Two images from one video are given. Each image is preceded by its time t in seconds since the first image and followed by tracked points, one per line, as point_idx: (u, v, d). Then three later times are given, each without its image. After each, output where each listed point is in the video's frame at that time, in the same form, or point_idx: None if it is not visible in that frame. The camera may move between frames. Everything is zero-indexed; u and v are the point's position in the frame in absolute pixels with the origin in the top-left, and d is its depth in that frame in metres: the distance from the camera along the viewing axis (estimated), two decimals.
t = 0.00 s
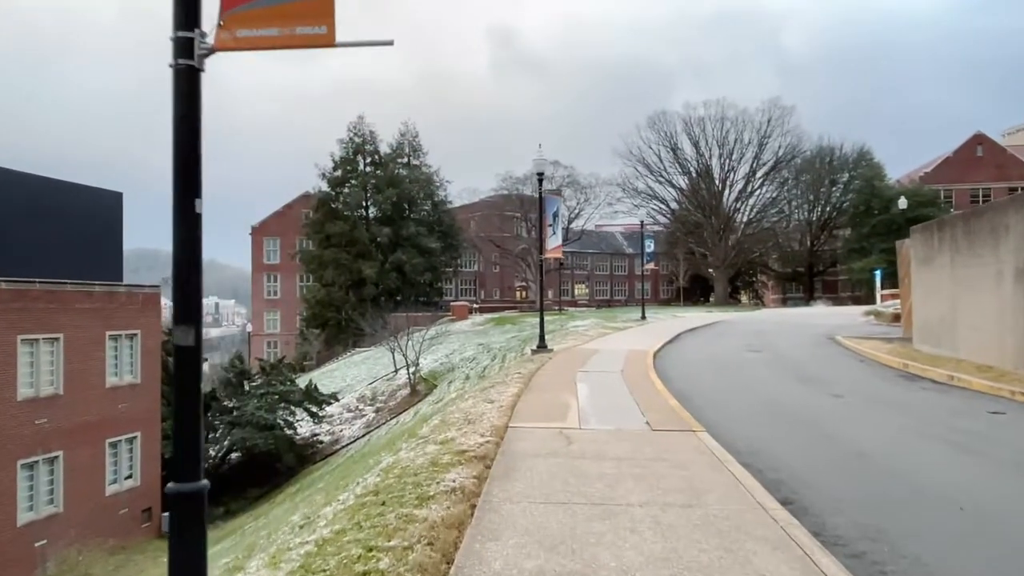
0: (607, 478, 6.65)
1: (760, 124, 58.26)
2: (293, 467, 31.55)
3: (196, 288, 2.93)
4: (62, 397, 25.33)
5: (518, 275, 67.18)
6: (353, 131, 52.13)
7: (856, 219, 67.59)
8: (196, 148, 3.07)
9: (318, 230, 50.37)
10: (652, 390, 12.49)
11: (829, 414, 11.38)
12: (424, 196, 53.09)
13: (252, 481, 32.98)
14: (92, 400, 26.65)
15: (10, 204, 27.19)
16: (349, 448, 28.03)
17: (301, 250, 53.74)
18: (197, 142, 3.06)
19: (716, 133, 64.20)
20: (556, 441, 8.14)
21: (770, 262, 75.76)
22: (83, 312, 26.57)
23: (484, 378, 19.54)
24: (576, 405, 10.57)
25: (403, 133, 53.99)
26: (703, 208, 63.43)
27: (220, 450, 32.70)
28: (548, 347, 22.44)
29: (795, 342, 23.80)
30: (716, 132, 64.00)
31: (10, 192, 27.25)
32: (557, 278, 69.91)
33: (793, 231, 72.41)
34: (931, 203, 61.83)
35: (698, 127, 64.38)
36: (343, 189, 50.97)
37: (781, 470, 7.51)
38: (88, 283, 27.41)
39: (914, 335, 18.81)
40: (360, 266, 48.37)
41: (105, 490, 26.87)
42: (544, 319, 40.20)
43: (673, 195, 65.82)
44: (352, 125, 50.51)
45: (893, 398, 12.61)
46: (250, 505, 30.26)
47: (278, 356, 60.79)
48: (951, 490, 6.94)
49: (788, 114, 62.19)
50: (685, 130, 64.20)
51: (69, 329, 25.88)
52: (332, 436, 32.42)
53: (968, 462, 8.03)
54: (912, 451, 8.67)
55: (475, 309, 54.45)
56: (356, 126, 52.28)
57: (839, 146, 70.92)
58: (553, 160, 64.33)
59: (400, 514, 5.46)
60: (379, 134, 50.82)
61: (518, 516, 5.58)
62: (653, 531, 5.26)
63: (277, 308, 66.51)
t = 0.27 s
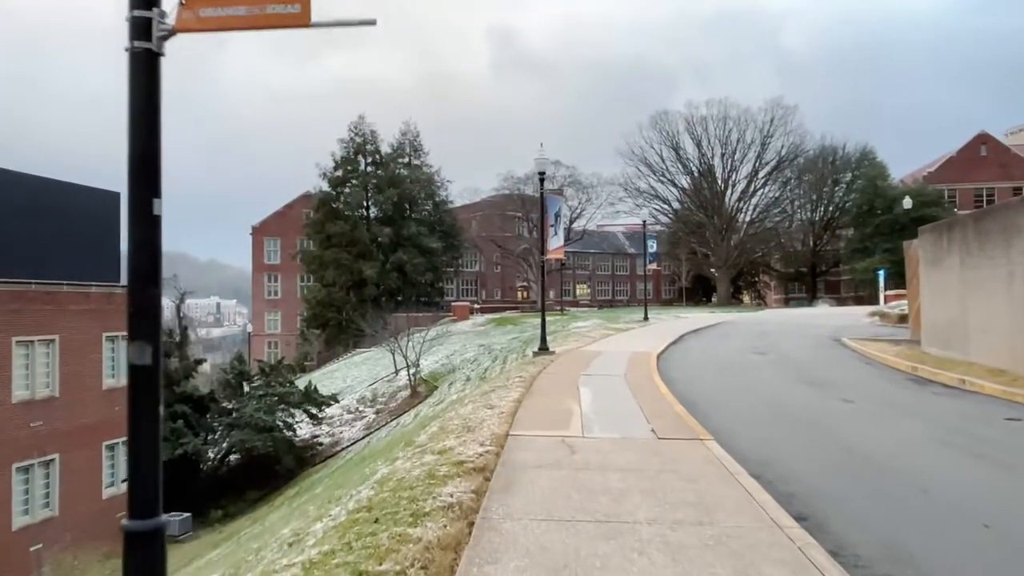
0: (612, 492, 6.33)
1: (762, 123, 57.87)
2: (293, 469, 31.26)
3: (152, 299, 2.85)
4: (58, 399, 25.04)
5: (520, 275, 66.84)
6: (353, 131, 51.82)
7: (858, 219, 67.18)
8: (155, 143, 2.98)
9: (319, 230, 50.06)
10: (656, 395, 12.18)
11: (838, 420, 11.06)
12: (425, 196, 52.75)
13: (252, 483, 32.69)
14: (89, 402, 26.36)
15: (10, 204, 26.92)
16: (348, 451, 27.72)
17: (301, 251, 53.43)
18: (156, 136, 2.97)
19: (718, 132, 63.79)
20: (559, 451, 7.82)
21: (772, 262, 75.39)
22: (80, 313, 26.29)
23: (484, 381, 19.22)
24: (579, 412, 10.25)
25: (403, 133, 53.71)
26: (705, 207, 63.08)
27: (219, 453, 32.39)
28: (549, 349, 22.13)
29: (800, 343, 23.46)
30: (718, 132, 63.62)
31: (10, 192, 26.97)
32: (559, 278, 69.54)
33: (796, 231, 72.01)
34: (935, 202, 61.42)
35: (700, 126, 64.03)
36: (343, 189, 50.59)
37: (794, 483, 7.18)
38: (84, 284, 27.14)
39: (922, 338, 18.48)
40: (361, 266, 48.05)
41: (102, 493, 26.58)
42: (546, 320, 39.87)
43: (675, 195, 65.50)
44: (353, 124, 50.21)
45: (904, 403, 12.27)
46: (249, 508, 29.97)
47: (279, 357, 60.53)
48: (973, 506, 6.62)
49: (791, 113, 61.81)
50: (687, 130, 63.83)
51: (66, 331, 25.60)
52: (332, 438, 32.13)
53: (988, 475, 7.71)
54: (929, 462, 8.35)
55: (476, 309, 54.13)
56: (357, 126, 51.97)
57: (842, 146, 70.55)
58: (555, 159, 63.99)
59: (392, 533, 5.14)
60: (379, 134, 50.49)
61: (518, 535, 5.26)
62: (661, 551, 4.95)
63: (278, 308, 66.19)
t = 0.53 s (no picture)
0: (622, 499, 5.96)
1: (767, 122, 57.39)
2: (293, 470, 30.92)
3: (97, 286, 2.51)
4: (56, 399, 24.70)
5: (522, 274, 66.45)
6: (355, 129, 51.49)
7: (863, 217, 66.69)
8: (106, 111, 2.65)
9: (321, 229, 49.73)
10: (663, 396, 11.80)
11: (852, 421, 10.67)
12: (427, 194, 52.38)
13: (252, 483, 32.35)
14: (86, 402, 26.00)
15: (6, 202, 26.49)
16: (349, 451, 27.37)
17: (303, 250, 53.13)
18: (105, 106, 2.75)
19: (722, 131, 63.32)
20: (565, 455, 7.45)
21: (775, 261, 74.96)
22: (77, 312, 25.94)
23: (486, 381, 18.85)
24: (584, 413, 9.88)
25: (405, 131, 53.34)
26: (708, 206, 62.66)
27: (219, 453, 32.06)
28: (552, 348, 21.76)
29: (807, 342, 23.08)
30: (723, 130, 63.16)
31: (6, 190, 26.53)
32: (562, 276, 69.28)
33: (799, 229, 71.62)
34: (941, 201, 60.92)
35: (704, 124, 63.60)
36: (344, 188, 50.17)
37: (814, 491, 6.80)
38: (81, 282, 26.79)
39: (934, 337, 18.08)
40: (363, 265, 47.70)
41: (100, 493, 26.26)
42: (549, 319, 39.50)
43: (678, 194, 65.13)
44: (354, 122, 49.85)
45: (919, 403, 11.89)
46: (249, 508, 29.63)
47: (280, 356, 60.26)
48: (1005, 514, 6.24)
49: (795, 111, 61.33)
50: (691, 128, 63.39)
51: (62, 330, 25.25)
52: (332, 438, 31.79)
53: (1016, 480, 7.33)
54: (951, 466, 7.97)
55: (479, 308, 53.80)
56: (359, 124, 51.63)
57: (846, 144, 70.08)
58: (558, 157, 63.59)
59: (387, 546, 4.79)
60: (381, 132, 50.12)
61: (524, 548, 4.89)
62: (679, 567, 4.58)
63: (279, 307, 65.87)
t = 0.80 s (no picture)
0: (632, 516, 5.59)
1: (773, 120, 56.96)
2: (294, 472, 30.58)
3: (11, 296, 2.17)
4: (53, 401, 24.40)
5: (526, 273, 66.04)
6: (358, 128, 51.16)
7: (868, 216, 66.15)
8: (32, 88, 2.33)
9: (323, 228, 49.41)
10: (671, 400, 11.43)
11: (867, 427, 10.31)
12: (430, 193, 52.02)
13: (252, 485, 32.01)
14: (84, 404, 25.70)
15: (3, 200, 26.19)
16: (350, 453, 27.02)
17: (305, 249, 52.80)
18: (32, 77, 2.34)
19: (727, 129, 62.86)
20: (572, 467, 7.08)
21: (780, 260, 74.51)
22: (75, 312, 25.65)
23: (489, 383, 18.46)
24: (590, 419, 9.51)
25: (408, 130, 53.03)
26: (713, 205, 62.22)
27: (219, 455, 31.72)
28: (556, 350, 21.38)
29: (815, 343, 22.68)
30: (727, 128, 62.70)
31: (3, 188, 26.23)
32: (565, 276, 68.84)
33: (805, 228, 71.06)
34: (948, 199, 60.37)
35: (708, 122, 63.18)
36: (347, 187, 49.80)
37: (836, 505, 6.44)
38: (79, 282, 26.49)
39: (946, 339, 17.69)
40: (365, 264, 47.38)
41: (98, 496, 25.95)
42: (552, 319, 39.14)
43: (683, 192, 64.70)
44: (357, 121, 49.54)
45: (936, 409, 11.52)
46: (249, 511, 29.30)
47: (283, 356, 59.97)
48: None
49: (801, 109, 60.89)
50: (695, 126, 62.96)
51: (60, 330, 24.95)
52: (334, 439, 31.45)
53: None
54: (976, 477, 7.60)
55: (481, 308, 53.40)
56: (361, 123, 51.30)
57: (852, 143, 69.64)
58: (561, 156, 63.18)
59: (381, 571, 4.44)
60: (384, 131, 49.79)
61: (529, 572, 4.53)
62: None
63: (282, 307, 65.55)
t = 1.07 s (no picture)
0: (642, 527, 5.23)
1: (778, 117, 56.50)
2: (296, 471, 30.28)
3: None
4: (51, 399, 24.12)
5: (530, 271, 65.65)
6: (361, 125, 50.82)
7: (874, 213, 65.68)
8: None
9: (326, 226, 49.08)
10: (680, 401, 11.07)
11: (884, 428, 9.93)
12: (433, 191, 51.68)
13: (254, 485, 31.71)
14: (83, 403, 25.43)
15: None
16: (352, 452, 26.71)
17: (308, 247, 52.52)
18: None
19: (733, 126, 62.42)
20: (578, 472, 6.73)
21: (785, 258, 74.05)
22: (73, 310, 25.38)
23: (493, 382, 18.10)
24: (596, 422, 9.15)
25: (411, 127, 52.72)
26: (718, 202, 61.80)
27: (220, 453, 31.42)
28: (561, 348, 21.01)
29: (823, 341, 22.32)
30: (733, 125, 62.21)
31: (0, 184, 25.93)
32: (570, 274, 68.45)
33: (810, 226, 70.60)
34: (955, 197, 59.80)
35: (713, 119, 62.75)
36: (350, 184, 49.44)
37: (858, 514, 6.08)
38: (78, 280, 26.21)
39: (959, 337, 17.31)
40: (368, 262, 47.08)
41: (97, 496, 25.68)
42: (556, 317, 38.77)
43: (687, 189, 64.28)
44: (359, 118, 49.21)
45: (954, 409, 11.14)
46: (250, 511, 29.00)
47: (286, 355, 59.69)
48: None
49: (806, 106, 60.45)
50: (700, 123, 62.52)
51: (58, 329, 24.68)
52: (336, 438, 31.13)
53: None
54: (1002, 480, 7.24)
55: (485, 306, 53.05)
56: (364, 120, 50.94)
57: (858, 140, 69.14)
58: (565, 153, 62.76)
59: None
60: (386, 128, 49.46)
61: None
62: None
63: (285, 305, 65.25)
